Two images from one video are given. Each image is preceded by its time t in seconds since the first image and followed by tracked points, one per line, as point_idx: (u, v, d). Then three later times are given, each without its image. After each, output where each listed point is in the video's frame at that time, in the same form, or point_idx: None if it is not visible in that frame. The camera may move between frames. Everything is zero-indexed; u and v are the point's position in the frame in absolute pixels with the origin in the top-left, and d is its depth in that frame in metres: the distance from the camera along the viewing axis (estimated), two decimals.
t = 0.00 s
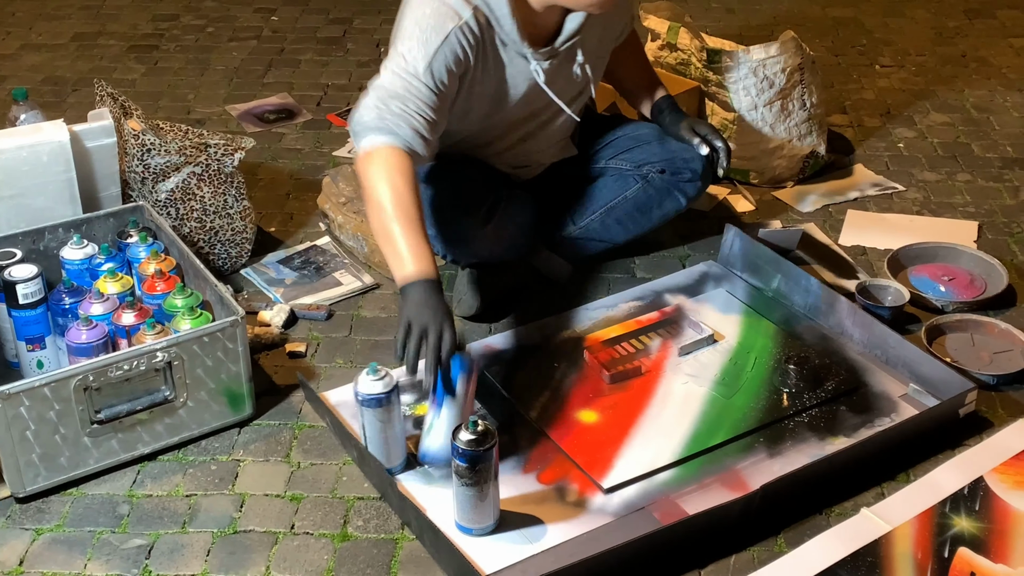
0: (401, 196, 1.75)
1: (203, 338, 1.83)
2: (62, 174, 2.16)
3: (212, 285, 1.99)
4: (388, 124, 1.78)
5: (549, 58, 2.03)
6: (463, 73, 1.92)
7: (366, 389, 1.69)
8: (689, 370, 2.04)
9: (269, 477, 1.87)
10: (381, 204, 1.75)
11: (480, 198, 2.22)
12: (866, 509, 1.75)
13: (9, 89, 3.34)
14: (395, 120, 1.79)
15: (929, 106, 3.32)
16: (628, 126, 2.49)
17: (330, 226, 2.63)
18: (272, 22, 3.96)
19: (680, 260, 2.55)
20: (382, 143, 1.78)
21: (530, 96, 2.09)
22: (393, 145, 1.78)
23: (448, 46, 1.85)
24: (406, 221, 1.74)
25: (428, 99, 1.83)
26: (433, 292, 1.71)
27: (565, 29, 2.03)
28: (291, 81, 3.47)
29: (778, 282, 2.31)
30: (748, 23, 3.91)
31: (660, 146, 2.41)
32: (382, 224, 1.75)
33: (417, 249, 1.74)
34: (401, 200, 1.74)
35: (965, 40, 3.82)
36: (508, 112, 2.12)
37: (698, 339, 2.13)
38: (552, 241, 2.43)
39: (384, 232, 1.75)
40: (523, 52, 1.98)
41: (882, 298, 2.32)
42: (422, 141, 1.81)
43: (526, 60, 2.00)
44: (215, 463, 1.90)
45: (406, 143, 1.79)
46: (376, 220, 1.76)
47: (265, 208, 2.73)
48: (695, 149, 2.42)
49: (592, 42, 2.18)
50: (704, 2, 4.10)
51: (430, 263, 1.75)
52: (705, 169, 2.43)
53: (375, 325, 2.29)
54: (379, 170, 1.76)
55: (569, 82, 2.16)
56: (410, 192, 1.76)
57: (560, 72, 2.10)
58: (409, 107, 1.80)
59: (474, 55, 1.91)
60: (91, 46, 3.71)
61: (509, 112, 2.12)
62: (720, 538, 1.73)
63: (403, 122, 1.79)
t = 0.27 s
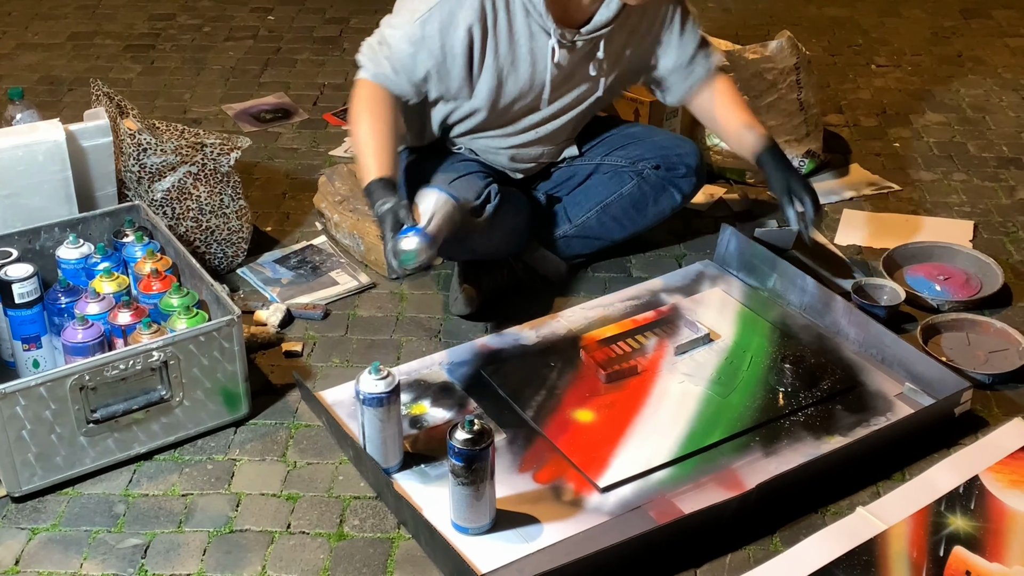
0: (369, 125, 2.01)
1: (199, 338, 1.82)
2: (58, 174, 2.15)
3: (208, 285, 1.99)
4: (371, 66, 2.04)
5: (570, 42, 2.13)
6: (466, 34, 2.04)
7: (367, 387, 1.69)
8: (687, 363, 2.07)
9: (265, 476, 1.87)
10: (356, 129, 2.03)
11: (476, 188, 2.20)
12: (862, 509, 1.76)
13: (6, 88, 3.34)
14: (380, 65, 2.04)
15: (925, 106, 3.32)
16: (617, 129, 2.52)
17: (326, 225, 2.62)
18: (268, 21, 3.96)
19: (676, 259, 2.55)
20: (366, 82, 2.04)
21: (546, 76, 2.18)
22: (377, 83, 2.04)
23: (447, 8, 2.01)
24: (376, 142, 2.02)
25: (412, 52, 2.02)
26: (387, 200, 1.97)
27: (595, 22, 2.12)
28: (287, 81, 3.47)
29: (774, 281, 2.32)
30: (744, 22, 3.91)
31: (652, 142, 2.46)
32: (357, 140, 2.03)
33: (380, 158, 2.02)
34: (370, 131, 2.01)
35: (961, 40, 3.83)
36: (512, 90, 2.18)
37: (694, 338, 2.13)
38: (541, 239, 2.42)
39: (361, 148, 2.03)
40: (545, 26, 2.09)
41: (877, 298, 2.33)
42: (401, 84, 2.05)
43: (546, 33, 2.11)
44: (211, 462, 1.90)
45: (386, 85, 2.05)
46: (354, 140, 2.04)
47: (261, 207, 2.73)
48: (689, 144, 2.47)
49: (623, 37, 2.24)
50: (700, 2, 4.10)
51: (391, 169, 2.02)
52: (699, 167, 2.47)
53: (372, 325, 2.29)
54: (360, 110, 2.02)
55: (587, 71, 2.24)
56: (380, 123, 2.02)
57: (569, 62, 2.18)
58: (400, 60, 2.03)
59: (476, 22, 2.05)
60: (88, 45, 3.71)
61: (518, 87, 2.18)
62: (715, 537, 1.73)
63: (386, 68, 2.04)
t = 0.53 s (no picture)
0: (360, 80, 2.07)
1: (195, 337, 1.83)
2: (54, 173, 2.15)
3: (204, 284, 1.99)
4: (370, 16, 2.08)
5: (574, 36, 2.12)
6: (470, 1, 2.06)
7: (363, 386, 1.69)
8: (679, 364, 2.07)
9: (261, 475, 1.87)
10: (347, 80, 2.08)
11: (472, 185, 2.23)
12: (856, 507, 1.76)
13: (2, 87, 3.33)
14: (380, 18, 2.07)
15: (921, 105, 3.33)
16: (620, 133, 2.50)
17: (323, 224, 2.63)
18: (265, 21, 3.96)
19: (672, 258, 2.56)
20: (364, 30, 2.08)
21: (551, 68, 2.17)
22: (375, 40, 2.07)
23: None
24: (364, 99, 2.08)
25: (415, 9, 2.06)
26: (368, 153, 2.03)
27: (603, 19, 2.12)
28: (284, 80, 3.47)
29: (769, 281, 2.33)
30: (741, 22, 3.92)
31: (653, 147, 2.44)
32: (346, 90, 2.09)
33: (364, 115, 2.09)
34: (359, 87, 2.08)
35: (957, 39, 3.84)
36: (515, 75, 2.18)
37: (690, 337, 2.13)
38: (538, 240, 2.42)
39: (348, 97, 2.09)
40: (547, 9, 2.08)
41: (873, 297, 2.33)
42: (398, 39, 2.08)
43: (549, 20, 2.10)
44: (207, 461, 1.90)
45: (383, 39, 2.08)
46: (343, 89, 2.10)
47: (257, 207, 2.73)
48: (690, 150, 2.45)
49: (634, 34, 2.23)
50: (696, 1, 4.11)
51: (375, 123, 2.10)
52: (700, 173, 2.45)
53: (368, 324, 2.29)
54: (354, 64, 2.07)
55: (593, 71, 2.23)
56: (370, 79, 2.08)
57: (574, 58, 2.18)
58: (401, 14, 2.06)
59: None
60: (84, 44, 3.71)
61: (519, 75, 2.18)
62: (711, 535, 1.74)
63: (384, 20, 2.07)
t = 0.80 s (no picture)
0: (385, 143, 1.86)
1: (193, 336, 1.83)
2: (52, 173, 2.15)
3: (202, 283, 1.99)
4: (380, 77, 1.89)
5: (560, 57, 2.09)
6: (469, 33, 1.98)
7: (360, 385, 1.70)
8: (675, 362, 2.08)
9: (259, 475, 1.87)
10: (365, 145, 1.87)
11: (467, 188, 2.24)
12: (853, 506, 1.76)
13: None
14: (392, 73, 1.89)
15: (917, 105, 3.33)
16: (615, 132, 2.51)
17: (320, 224, 2.63)
18: (262, 21, 3.96)
19: (669, 258, 2.56)
20: (371, 94, 1.89)
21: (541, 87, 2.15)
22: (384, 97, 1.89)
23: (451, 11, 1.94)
24: (390, 159, 1.86)
25: (421, 56, 1.91)
26: (406, 217, 1.78)
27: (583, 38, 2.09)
28: (281, 80, 3.47)
29: (767, 281, 2.33)
30: (738, 22, 3.92)
31: (647, 145, 2.45)
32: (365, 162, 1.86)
33: (396, 180, 1.85)
34: (382, 148, 1.86)
35: (954, 40, 3.84)
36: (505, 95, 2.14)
37: (687, 336, 2.14)
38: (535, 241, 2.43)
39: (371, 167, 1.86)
40: (530, 35, 2.04)
41: (870, 296, 2.33)
42: (410, 89, 1.92)
43: (533, 44, 2.05)
44: (205, 460, 1.90)
45: (395, 96, 1.91)
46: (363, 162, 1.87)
47: (254, 207, 2.73)
48: (685, 148, 2.46)
49: (620, 48, 2.21)
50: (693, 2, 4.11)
51: (407, 190, 1.85)
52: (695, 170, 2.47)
53: (366, 323, 2.30)
54: (367, 126, 1.86)
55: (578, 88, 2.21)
56: (393, 139, 1.87)
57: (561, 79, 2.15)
58: (409, 65, 1.91)
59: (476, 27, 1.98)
60: (81, 44, 3.70)
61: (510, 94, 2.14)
62: (708, 534, 1.74)
63: (392, 74, 1.89)
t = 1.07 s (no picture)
0: (408, 208, 1.75)
1: (193, 335, 1.83)
2: (52, 172, 2.15)
3: (202, 281, 1.99)
4: (387, 139, 1.77)
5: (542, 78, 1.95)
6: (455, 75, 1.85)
7: (360, 384, 1.70)
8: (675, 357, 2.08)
9: (259, 473, 1.88)
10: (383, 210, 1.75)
11: (467, 195, 2.21)
12: (852, 504, 1.77)
13: None
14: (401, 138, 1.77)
15: (916, 104, 3.34)
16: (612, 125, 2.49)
17: (320, 223, 2.63)
18: (262, 20, 3.96)
19: (669, 257, 2.56)
20: (381, 154, 1.77)
21: (520, 117, 2.06)
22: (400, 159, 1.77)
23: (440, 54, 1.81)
24: (413, 226, 1.74)
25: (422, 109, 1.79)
26: (436, 289, 1.69)
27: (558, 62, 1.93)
28: (280, 80, 3.47)
29: (766, 279, 2.33)
30: (737, 21, 3.92)
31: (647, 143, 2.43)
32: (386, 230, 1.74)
33: (421, 244, 1.73)
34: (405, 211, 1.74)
35: (952, 39, 3.85)
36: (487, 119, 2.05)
37: (686, 335, 2.14)
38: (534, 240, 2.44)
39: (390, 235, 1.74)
40: (512, 69, 1.92)
41: (869, 295, 2.34)
42: (421, 145, 1.79)
43: (513, 74, 1.93)
44: (205, 459, 1.91)
45: (407, 154, 1.79)
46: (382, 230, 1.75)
47: (254, 206, 2.74)
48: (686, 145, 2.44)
49: (600, 66, 2.09)
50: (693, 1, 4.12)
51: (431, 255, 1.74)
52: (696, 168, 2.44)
53: (366, 322, 2.30)
54: (383, 188, 1.75)
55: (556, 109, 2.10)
56: (412, 203, 1.75)
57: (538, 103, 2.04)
58: (414, 123, 1.78)
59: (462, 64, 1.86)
60: (80, 44, 3.70)
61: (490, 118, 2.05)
62: (707, 532, 1.75)
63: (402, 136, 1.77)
